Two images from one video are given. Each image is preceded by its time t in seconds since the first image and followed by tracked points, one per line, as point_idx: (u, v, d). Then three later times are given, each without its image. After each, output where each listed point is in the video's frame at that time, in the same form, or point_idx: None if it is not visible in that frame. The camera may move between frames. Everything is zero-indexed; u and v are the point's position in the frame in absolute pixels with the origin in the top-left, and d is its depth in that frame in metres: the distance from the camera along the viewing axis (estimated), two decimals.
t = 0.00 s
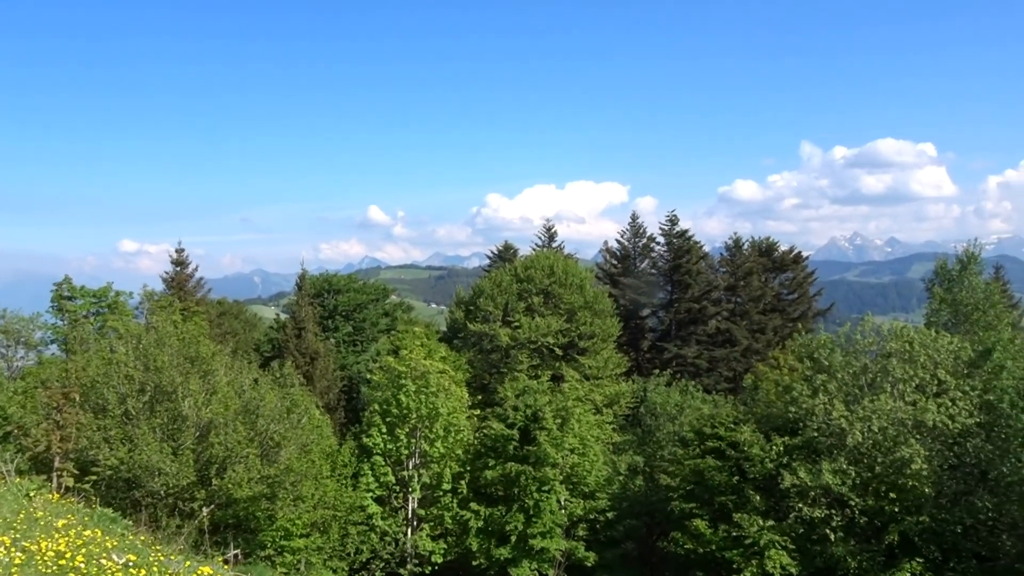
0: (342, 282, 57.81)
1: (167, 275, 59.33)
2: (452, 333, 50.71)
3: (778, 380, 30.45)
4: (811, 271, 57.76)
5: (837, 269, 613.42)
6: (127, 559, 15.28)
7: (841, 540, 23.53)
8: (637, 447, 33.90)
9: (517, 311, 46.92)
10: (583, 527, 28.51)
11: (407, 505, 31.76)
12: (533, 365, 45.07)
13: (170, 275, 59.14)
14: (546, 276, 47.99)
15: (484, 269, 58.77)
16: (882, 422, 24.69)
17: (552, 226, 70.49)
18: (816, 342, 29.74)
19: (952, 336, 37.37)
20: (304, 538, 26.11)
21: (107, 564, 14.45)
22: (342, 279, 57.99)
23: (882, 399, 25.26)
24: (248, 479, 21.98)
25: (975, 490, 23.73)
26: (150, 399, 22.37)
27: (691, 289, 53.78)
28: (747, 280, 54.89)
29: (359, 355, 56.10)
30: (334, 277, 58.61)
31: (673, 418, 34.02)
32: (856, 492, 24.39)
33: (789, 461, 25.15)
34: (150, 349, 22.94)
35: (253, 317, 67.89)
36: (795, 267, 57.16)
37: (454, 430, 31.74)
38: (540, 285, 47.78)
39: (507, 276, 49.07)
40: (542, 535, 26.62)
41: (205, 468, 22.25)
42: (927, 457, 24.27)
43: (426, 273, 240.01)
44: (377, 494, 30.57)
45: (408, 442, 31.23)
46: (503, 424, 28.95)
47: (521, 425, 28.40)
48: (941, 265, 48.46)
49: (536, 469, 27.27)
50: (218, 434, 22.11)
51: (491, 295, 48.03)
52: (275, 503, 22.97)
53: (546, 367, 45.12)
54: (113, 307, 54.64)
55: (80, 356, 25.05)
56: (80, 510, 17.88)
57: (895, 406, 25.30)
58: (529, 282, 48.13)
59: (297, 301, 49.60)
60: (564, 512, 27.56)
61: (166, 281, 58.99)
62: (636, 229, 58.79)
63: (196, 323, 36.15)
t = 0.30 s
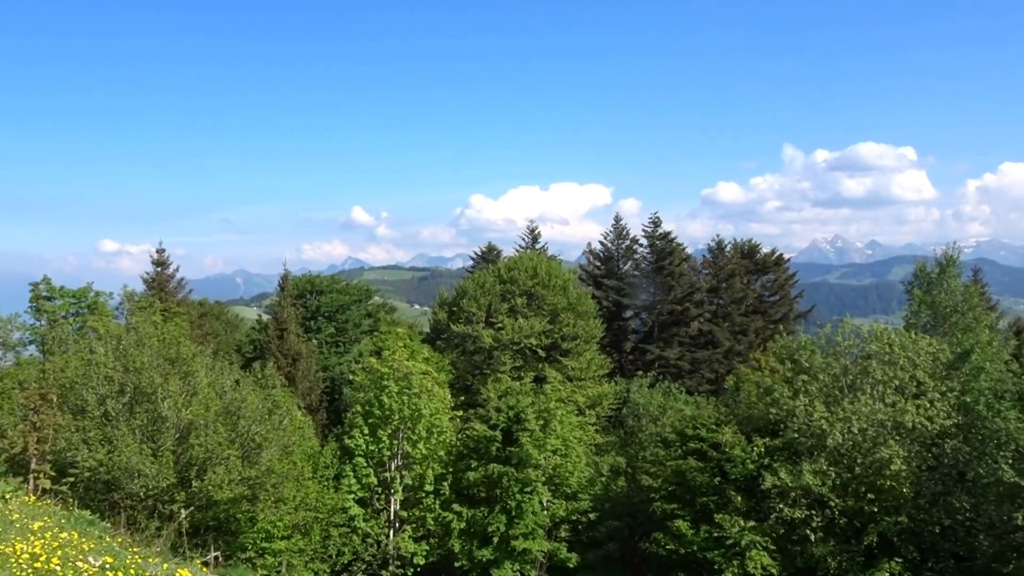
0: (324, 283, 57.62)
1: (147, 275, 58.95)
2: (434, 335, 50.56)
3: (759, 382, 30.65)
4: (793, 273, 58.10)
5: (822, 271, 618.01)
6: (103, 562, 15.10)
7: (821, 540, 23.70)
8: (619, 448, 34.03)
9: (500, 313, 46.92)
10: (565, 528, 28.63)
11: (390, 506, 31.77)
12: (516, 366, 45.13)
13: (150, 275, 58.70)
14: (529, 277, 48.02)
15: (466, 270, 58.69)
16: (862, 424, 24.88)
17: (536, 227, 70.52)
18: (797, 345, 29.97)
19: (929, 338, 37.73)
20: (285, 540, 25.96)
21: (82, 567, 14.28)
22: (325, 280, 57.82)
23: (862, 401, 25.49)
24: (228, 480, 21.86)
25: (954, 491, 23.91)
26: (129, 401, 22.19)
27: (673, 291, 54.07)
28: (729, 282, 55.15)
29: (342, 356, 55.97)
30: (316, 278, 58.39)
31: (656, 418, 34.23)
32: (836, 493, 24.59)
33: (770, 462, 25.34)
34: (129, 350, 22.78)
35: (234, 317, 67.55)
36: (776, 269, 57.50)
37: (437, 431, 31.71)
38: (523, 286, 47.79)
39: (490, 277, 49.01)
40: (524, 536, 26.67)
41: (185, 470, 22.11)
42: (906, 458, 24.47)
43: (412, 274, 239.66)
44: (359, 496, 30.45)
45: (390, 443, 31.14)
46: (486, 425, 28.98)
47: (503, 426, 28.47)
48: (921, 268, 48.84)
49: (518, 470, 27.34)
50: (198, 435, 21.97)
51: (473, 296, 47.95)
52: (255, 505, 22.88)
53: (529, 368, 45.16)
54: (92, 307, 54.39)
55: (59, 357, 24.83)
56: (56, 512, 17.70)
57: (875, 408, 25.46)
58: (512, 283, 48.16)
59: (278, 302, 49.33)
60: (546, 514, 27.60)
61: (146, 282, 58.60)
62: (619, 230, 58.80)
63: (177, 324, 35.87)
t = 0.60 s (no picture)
0: (301, 284, 57.29)
1: (121, 275, 58.36)
2: (412, 337, 50.41)
3: (735, 383, 30.92)
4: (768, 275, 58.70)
5: (801, 273, 623.78)
6: (73, 566, 14.84)
7: (795, 540, 23.93)
8: (596, 450, 34.19)
9: (477, 314, 46.94)
10: (542, 529, 28.71)
11: (365, 509, 31.69)
12: (494, 368, 45.17)
13: (123, 276, 58.01)
14: (506, 279, 48.07)
15: (444, 272, 58.61)
16: (835, 424, 25.26)
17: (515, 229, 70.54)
18: (772, 346, 30.29)
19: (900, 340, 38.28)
20: (260, 544, 25.76)
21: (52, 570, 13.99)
22: (302, 281, 57.52)
23: (836, 402, 25.86)
24: (202, 484, 21.67)
25: (925, 491, 24.15)
26: (102, 403, 21.97)
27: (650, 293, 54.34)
28: (706, 284, 55.60)
29: (318, 358, 55.72)
30: (293, 279, 58.03)
31: (632, 420, 34.44)
32: (810, 493, 24.82)
33: (745, 463, 25.56)
34: (102, 352, 22.58)
35: (209, 318, 67.00)
36: (752, 272, 58.05)
37: (414, 433, 31.65)
38: (501, 288, 47.84)
39: (468, 279, 48.97)
40: (500, 537, 26.70)
41: (158, 473, 21.96)
42: (878, 458, 24.86)
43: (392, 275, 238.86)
44: (335, 498, 30.30)
45: (367, 446, 31.04)
46: (463, 427, 29.03)
47: (480, 428, 28.55)
48: (894, 270, 49.49)
49: (495, 472, 27.41)
50: (172, 438, 21.82)
51: (451, 298, 47.87)
52: (230, 508, 22.56)
53: (507, 370, 45.20)
54: (64, 308, 53.66)
55: (28, 359, 24.50)
56: (26, 516, 17.44)
57: (849, 409, 25.89)
58: (490, 285, 48.19)
59: (255, 304, 48.94)
60: (523, 515, 27.69)
61: (119, 282, 58.01)
62: (596, 233, 58.94)
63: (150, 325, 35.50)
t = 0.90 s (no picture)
0: (280, 285, 56.88)
1: (96, 276, 57.65)
2: (392, 338, 50.19)
3: (714, 384, 31.09)
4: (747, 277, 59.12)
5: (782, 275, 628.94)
6: (46, 570, 14.56)
7: (773, 539, 24.12)
8: (576, 451, 34.26)
9: (458, 315, 46.87)
10: (522, 530, 28.74)
11: (345, 511, 31.55)
12: (474, 369, 45.13)
13: (99, 276, 57.28)
14: (487, 280, 48.03)
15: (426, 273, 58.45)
16: (813, 424, 25.51)
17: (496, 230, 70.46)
18: (751, 348, 30.50)
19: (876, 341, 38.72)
20: (239, 546, 25.52)
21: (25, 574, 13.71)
22: (281, 282, 57.09)
23: (813, 402, 26.15)
24: (180, 486, 21.46)
25: (900, 490, 24.33)
26: (77, 405, 21.68)
27: (631, 295, 54.54)
28: (686, 285, 55.90)
29: (298, 359, 55.39)
30: (272, 280, 57.61)
31: (612, 421, 34.54)
32: (787, 493, 25.01)
33: (724, 463, 25.74)
34: (77, 353, 22.33)
35: (186, 319, 66.36)
36: (732, 273, 58.45)
37: (394, 435, 31.50)
38: (482, 289, 47.81)
39: (449, 280, 48.82)
40: (480, 538, 26.67)
41: (135, 475, 21.73)
42: (855, 458, 25.15)
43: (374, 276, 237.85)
44: (314, 500, 30.12)
45: (346, 447, 30.86)
46: (444, 428, 29.02)
47: (461, 429, 28.53)
48: (872, 273, 50.02)
49: (476, 473, 27.42)
50: (148, 440, 21.60)
51: (432, 299, 47.70)
52: (208, 511, 22.26)
53: (487, 371, 45.15)
54: (39, 309, 52.89)
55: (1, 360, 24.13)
56: None
57: (826, 409, 26.27)
58: (471, 286, 48.13)
59: (233, 304, 48.48)
60: (503, 516, 27.69)
61: (95, 283, 57.30)
62: (577, 234, 59.03)
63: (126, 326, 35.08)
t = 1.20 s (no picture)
0: (254, 285, 56.30)
1: (65, 276, 56.71)
2: (367, 340, 49.89)
3: (688, 385, 31.35)
4: (721, 278, 59.66)
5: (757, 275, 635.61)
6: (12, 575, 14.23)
7: (746, 539, 24.37)
8: (551, 452, 34.34)
9: (434, 316, 46.76)
10: (497, 532, 28.76)
11: (319, 513, 31.33)
12: (450, 370, 45.04)
13: (68, 277, 56.25)
14: (463, 281, 47.95)
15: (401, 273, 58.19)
16: (784, 424, 25.80)
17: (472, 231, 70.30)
18: (724, 349, 30.76)
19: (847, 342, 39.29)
20: (211, 550, 25.26)
21: None
22: (255, 282, 56.55)
23: (784, 403, 26.46)
24: (150, 490, 21.19)
25: (870, 488, 24.56)
26: (44, 408, 21.23)
27: (606, 296, 55.07)
28: (660, 287, 56.25)
29: (271, 360, 54.90)
30: (245, 280, 56.99)
31: (588, 422, 34.69)
32: (760, 492, 25.28)
33: (698, 464, 25.95)
34: (45, 355, 21.89)
35: (157, 320, 65.43)
36: (706, 275, 58.94)
37: (369, 436, 31.32)
38: (458, 290, 47.73)
39: (425, 281, 48.61)
40: (455, 540, 26.63)
41: (103, 479, 21.39)
42: (825, 457, 25.50)
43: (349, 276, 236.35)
44: (287, 503, 29.87)
45: (320, 450, 30.65)
46: (419, 430, 28.98)
47: (436, 431, 28.49)
48: (843, 275, 50.72)
49: (451, 475, 27.42)
50: (118, 443, 21.27)
51: (408, 300, 47.46)
52: (179, 515, 22.17)
53: (463, 372, 45.07)
54: (5, 309, 51.82)
55: None
56: None
57: (797, 410, 26.53)
58: (446, 287, 48.00)
59: (205, 305, 47.81)
60: (478, 518, 27.65)
61: (63, 283, 56.38)
62: (553, 236, 59.13)
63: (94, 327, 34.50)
